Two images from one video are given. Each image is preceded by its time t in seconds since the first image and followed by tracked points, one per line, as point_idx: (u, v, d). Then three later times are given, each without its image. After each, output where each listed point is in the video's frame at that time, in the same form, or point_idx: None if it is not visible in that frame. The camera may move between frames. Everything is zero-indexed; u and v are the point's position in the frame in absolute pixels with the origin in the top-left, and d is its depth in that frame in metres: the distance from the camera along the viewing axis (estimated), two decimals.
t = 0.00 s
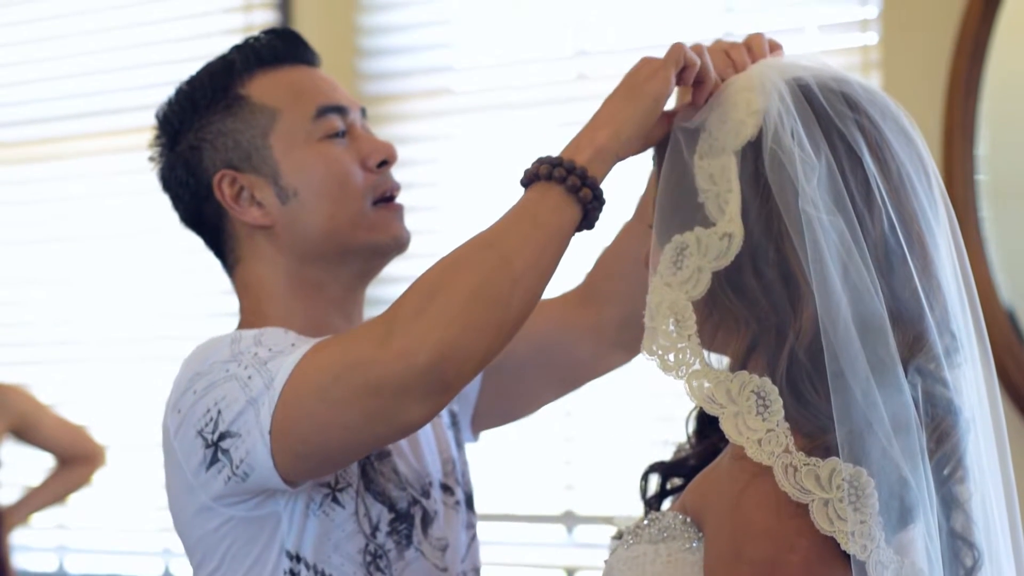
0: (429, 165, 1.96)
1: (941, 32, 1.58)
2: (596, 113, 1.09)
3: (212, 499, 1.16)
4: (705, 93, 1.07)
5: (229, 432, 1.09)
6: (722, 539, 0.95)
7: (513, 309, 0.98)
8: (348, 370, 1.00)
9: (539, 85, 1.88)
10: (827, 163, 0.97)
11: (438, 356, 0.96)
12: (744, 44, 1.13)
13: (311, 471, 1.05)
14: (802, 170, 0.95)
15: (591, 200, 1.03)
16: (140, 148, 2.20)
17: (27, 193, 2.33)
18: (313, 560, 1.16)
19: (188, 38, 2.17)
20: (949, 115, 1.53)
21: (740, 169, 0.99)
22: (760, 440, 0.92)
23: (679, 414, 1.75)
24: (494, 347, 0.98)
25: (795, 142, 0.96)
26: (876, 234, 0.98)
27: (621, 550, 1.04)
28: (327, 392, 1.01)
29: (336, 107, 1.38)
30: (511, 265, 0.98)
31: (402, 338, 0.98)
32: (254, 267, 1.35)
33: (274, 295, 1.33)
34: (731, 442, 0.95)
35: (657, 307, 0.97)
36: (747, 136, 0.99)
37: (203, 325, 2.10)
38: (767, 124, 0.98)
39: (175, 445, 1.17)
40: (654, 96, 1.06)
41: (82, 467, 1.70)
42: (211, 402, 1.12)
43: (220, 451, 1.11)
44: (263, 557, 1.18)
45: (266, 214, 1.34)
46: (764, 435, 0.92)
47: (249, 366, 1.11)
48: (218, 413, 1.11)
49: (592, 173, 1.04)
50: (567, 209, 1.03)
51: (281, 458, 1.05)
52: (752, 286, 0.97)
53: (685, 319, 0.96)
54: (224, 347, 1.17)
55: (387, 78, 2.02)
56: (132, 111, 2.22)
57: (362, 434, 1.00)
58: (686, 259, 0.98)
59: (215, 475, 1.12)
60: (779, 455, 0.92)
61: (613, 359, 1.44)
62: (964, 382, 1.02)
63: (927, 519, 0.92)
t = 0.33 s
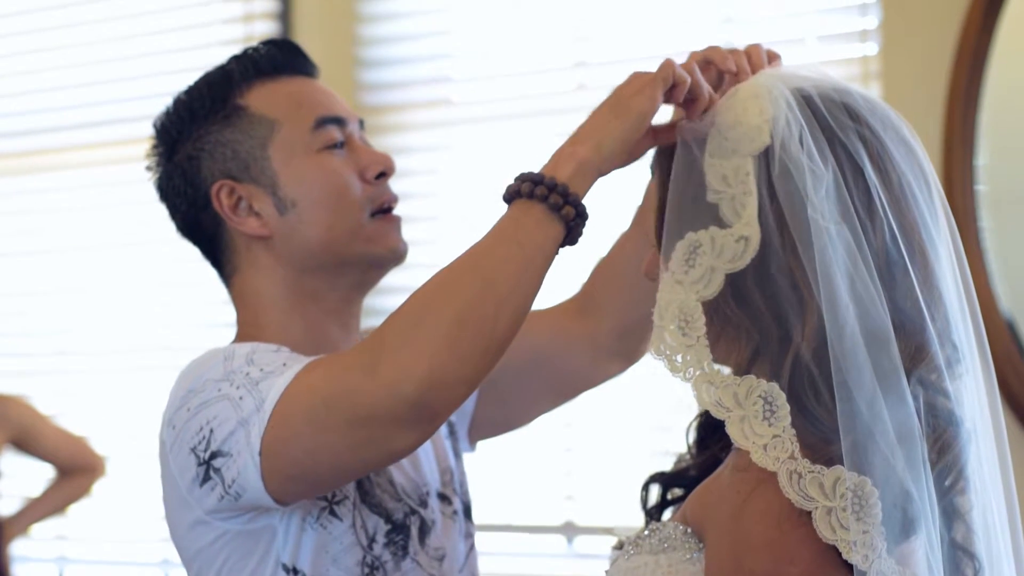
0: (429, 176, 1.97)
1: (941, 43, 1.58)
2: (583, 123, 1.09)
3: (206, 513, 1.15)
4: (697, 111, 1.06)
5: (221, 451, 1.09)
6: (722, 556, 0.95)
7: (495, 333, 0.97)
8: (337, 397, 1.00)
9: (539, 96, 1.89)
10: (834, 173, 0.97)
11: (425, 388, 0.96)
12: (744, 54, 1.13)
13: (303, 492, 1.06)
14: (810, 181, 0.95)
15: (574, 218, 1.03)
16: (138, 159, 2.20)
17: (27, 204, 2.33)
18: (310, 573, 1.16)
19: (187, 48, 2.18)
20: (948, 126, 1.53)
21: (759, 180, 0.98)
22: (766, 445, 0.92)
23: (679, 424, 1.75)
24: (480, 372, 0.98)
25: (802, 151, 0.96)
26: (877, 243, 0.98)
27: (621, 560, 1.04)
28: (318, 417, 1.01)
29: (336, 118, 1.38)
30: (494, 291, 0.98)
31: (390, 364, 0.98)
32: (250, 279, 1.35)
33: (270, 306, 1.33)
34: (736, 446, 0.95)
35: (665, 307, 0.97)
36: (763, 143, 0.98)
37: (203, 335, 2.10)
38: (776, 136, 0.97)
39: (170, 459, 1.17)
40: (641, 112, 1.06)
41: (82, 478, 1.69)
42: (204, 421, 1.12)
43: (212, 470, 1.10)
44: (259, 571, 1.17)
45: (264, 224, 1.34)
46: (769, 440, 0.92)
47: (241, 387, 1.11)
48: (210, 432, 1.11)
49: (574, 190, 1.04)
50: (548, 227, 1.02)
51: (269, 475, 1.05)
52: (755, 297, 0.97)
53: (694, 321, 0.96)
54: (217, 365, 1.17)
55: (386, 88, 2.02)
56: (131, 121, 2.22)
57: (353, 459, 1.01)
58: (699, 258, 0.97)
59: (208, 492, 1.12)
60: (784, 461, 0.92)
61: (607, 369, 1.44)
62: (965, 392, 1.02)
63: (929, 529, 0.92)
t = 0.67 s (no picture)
0: (429, 187, 1.97)
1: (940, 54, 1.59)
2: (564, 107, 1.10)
3: (207, 520, 1.16)
4: (677, 66, 1.15)
5: (226, 456, 1.09)
6: (722, 566, 0.95)
7: (501, 320, 0.99)
8: (343, 391, 1.01)
9: (539, 106, 1.89)
10: (827, 185, 0.97)
11: (433, 377, 0.97)
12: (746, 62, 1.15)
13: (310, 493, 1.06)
14: (801, 190, 0.95)
15: (574, 202, 1.05)
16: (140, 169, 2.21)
17: (28, 215, 2.34)
18: None
19: (188, 60, 2.19)
20: (948, 136, 1.53)
21: (737, 196, 0.99)
22: (759, 461, 0.93)
23: (680, 435, 1.75)
24: (487, 359, 1.00)
25: (794, 162, 0.97)
26: (876, 255, 0.98)
27: (621, 572, 1.02)
28: (325, 410, 1.02)
29: (332, 130, 1.39)
30: (499, 280, 1.00)
31: (398, 354, 0.99)
32: (247, 290, 1.36)
33: (268, 318, 1.33)
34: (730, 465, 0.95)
35: (654, 330, 0.97)
36: (746, 158, 0.98)
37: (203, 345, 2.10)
38: (767, 145, 0.98)
39: (171, 466, 1.17)
40: (626, 86, 1.08)
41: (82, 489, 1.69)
42: (207, 426, 1.12)
43: (216, 475, 1.10)
44: None
45: (260, 236, 1.35)
46: (762, 456, 0.92)
47: (244, 391, 1.11)
48: (214, 437, 1.11)
49: (572, 175, 1.05)
50: (548, 213, 1.04)
51: (279, 477, 1.05)
52: (752, 308, 0.97)
53: (683, 340, 0.96)
54: (218, 371, 1.17)
55: (386, 99, 2.03)
56: (132, 132, 2.23)
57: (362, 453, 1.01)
58: (682, 284, 0.98)
59: (212, 498, 1.12)
60: (778, 477, 0.92)
61: (604, 378, 1.45)
62: (964, 403, 1.02)
63: (928, 541, 0.93)
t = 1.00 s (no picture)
0: (429, 198, 1.97)
1: (939, 65, 1.59)
2: (601, 107, 1.11)
3: (211, 523, 1.14)
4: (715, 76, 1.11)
5: (231, 448, 1.10)
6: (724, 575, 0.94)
7: (512, 310, 1.00)
8: (356, 366, 1.01)
9: (539, 117, 1.89)
10: (826, 197, 0.98)
11: (450, 347, 0.99)
12: (744, 75, 1.15)
13: (316, 479, 1.06)
14: (801, 201, 0.95)
15: (596, 195, 1.05)
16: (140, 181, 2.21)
17: (28, 226, 2.34)
18: None
19: (189, 70, 2.19)
20: (948, 148, 1.53)
21: (736, 206, 0.99)
22: (759, 473, 0.92)
23: (680, 445, 1.75)
24: (499, 347, 1.01)
25: (793, 173, 0.97)
26: (875, 265, 0.98)
27: None
28: (330, 407, 1.02)
29: (331, 142, 1.39)
30: (518, 260, 1.01)
31: (414, 330, 1.00)
32: (246, 299, 1.36)
33: (268, 330, 1.34)
34: (729, 477, 0.95)
35: (657, 344, 0.97)
36: (745, 168, 0.98)
37: (203, 356, 2.10)
38: (766, 156, 0.98)
39: (173, 468, 1.17)
40: (662, 93, 1.08)
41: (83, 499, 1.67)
42: (212, 420, 1.12)
43: (221, 469, 1.10)
44: None
45: (259, 248, 1.35)
46: (762, 468, 0.92)
47: (251, 382, 1.12)
48: (219, 430, 1.11)
49: (597, 169, 1.06)
50: (571, 203, 1.05)
51: (283, 465, 1.06)
52: (752, 318, 0.97)
53: (684, 356, 0.96)
54: (224, 368, 1.18)
55: (387, 110, 2.03)
56: (132, 143, 2.23)
57: (372, 431, 1.02)
58: (686, 295, 0.97)
59: (216, 495, 1.11)
60: (777, 488, 0.92)
61: (604, 391, 1.45)
62: (964, 414, 1.02)
63: (928, 550, 0.93)
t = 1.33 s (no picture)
0: (429, 208, 1.98)
1: (939, 76, 1.59)
2: (615, 124, 1.11)
3: (213, 532, 1.14)
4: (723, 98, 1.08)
5: (234, 458, 1.10)
6: None
7: (515, 324, 1.00)
8: (359, 379, 1.02)
9: (539, 128, 1.90)
10: (825, 207, 0.98)
11: (452, 359, 0.99)
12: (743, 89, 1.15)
13: (317, 492, 1.06)
14: (799, 211, 0.96)
15: (603, 212, 1.05)
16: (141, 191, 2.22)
17: (28, 237, 2.34)
18: None
19: (189, 81, 2.20)
20: (947, 159, 1.54)
21: (736, 217, 0.99)
22: (759, 485, 0.92)
23: (680, 455, 1.75)
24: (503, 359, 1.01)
25: (792, 183, 0.97)
26: (875, 275, 0.99)
27: None
28: (333, 420, 1.03)
29: (334, 152, 1.40)
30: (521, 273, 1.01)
31: (415, 343, 1.00)
32: (249, 309, 1.36)
33: (271, 340, 1.34)
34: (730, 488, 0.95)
35: (657, 356, 0.98)
36: (744, 179, 0.99)
37: (204, 366, 2.10)
38: (765, 166, 0.98)
39: (175, 477, 1.17)
40: (673, 116, 1.07)
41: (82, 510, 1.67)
42: (215, 430, 1.13)
43: (224, 479, 1.11)
44: None
45: (262, 257, 1.35)
46: (762, 479, 0.92)
47: (254, 392, 1.12)
48: (222, 441, 1.11)
49: (605, 186, 1.06)
50: (579, 221, 1.05)
51: (287, 479, 1.06)
52: (751, 329, 0.97)
53: (683, 368, 0.96)
54: (227, 379, 1.18)
55: (387, 121, 2.04)
56: (133, 153, 2.24)
57: (374, 444, 1.02)
58: (686, 305, 0.98)
59: (218, 505, 1.12)
60: (776, 499, 0.92)
61: (604, 403, 1.45)
62: (964, 424, 1.02)
63: (928, 560, 0.93)
